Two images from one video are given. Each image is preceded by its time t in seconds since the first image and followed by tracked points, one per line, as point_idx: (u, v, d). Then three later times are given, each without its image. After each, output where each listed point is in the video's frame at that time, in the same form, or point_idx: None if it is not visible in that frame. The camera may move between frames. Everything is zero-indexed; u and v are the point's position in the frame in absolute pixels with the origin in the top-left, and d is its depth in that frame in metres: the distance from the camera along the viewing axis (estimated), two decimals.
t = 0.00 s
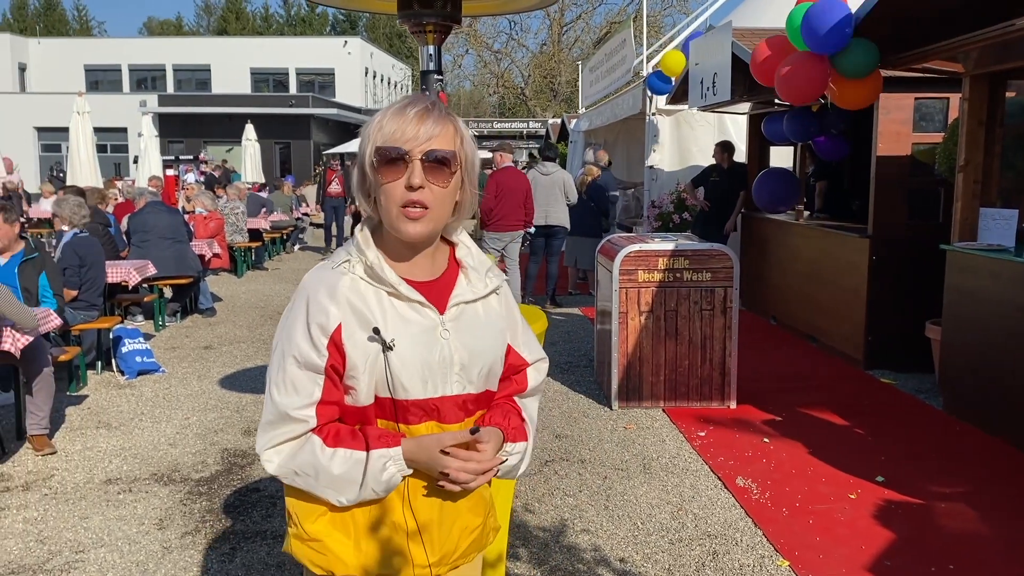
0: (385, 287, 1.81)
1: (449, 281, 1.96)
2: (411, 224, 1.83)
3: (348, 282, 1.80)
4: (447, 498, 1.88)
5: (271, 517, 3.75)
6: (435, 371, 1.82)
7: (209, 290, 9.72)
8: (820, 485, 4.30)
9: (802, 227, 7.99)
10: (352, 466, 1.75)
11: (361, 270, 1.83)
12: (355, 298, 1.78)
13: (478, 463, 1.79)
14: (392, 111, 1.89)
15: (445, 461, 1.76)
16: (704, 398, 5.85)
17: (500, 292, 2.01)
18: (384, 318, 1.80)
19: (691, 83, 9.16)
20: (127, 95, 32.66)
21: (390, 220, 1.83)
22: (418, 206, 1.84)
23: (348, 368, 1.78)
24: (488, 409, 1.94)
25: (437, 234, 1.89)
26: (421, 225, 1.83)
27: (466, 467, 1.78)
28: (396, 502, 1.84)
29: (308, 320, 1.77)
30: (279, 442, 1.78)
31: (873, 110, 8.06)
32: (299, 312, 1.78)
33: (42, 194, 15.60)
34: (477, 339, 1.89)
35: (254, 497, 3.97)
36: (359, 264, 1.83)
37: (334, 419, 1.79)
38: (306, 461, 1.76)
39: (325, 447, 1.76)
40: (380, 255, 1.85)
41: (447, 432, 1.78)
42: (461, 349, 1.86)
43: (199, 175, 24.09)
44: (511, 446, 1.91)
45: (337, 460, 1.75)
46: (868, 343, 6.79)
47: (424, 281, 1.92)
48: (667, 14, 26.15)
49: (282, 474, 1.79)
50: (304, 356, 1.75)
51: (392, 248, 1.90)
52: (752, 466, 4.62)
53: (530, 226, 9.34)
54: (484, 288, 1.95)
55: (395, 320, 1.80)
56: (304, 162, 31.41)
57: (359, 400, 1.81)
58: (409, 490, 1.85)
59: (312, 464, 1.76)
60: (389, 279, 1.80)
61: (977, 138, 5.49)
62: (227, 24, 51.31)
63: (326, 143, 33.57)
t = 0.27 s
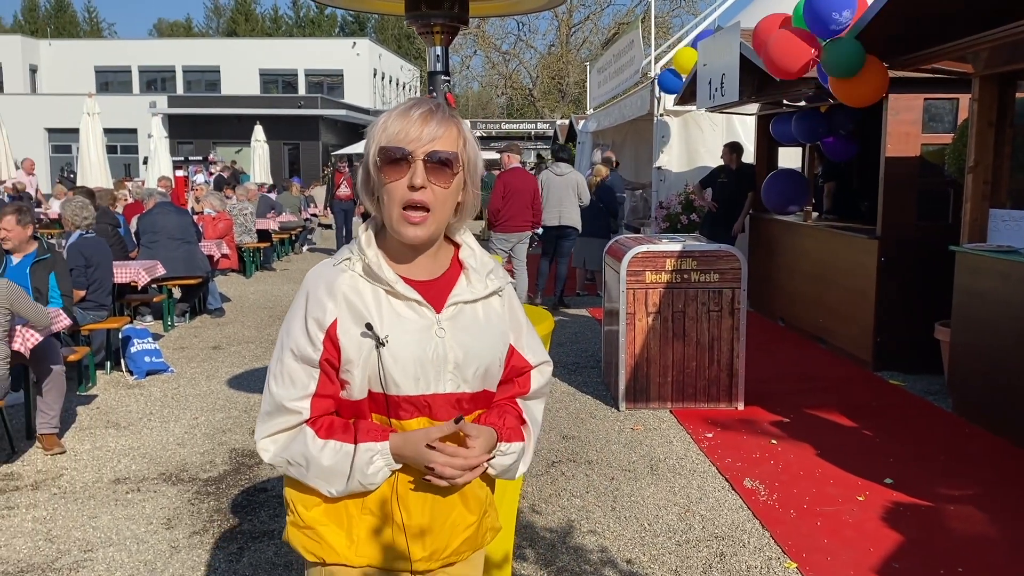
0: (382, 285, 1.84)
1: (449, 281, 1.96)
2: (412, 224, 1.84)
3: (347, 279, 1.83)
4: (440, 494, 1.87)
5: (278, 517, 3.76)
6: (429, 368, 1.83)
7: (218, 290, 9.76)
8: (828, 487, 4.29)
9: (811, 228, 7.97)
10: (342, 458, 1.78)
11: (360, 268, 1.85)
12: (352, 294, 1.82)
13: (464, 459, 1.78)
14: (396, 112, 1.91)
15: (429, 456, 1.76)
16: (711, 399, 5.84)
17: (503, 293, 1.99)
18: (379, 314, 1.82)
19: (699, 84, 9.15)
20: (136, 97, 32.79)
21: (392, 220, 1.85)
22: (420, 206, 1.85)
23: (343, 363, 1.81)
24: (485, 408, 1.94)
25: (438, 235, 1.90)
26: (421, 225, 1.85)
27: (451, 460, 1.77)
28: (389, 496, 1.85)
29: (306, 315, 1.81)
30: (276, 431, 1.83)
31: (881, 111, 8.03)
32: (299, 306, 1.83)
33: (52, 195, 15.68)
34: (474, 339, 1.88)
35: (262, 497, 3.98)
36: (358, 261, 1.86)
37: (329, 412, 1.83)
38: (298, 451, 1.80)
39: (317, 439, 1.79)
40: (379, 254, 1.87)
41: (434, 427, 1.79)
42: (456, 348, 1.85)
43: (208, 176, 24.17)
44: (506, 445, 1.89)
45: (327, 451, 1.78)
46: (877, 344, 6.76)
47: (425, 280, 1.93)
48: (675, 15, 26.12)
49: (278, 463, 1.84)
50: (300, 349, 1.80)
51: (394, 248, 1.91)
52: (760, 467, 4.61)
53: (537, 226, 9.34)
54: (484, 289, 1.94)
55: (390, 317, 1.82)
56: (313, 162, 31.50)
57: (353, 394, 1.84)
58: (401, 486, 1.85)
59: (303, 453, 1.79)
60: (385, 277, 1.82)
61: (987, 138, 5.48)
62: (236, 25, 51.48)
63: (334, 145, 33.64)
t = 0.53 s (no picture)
0: (385, 284, 1.83)
1: (452, 280, 1.95)
2: (417, 224, 1.84)
3: (350, 277, 1.84)
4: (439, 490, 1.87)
5: (283, 517, 3.76)
6: (429, 367, 1.83)
7: (223, 290, 9.77)
8: (833, 488, 4.28)
9: (816, 229, 7.95)
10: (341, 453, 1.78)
11: (363, 267, 1.86)
12: (354, 292, 1.82)
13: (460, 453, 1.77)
14: (399, 113, 1.91)
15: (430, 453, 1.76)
16: (716, 401, 5.83)
17: (508, 294, 1.98)
18: (380, 312, 1.82)
19: (704, 84, 9.14)
20: (142, 97, 32.87)
21: (396, 220, 1.85)
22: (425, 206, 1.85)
23: (344, 360, 1.81)
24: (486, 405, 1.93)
25: (443, 234, 1.90)
26: (426, 225, 1.84)
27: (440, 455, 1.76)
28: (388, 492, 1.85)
29: (309, 313, 1.82)
30: (276, 426, 1.83)
31: (887, 112, 8.02)
32: (302, 303, 1.84)
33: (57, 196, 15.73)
34: (475, 338, 1.88)
35: (266, 497, 3.98)
36: (361, 260, 1.87)
37: (330, 409, 1.83)
38: (297, 445, 1.81)
39: (315, 434, 1.79)
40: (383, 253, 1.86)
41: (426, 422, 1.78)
42: (458, 347, 1.85)
43: (213, 176, 24.22)
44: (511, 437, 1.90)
45: (325, 445, 1.78)
46: (882, 346, 6.74)
47: (426, 279, 1.93)
48: (680, 16, 26.12)
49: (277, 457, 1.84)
50: (303, 346, 1.80)
51: (399, 247, 1.91)
52: (765, 469, 4.60)
53: (542, 227, 9.33)
54: (487, 290, 1.93)
55: (390, 316, 1.82)
56: (317, 163, 31.54)
57: (354, 391, 1.84)
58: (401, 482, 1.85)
59: (302, 447, 1.80)
60: (387, 276, 1.82)
61: (992, 139, 5.46)
62: (241, 26, 51.59)
63: (338, 145, 33.69)
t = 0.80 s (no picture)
0: (386, 286, 1.84)
1: (454, 281, 1.96)
2: (420, 227, 1.85)
3: (351, 282, 1.85)
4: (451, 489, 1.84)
5: (285, 517, 3.76)
6: (435, 366, 1.81)
7: (223, 291, 9.77)
8: (835, 489, 4.27)
9: (817, 229, 7.95)
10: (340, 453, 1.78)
11: (364, 271, 1.87)
12: (356, 296, 1.83)
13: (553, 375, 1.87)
14: (396, 116, 1.90)
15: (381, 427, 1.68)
16: (718, 401, 5.83)
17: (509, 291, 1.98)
18: (381, 313, 1.83)
19: (705, 85, 9.14)
20: (142, 97, 32.88)
21: (398, 224, 1.85)
22: (426, 209, 1.86)
23: (347, 363, 1.82)
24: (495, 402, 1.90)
25: (445, 235, 1.91)
26: (429, 228, 1.85)
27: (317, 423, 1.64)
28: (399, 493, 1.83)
29: (310, 319, 1.84)
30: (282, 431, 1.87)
31: (888, 112, 8.02)
32: (304, 312, 1.87)
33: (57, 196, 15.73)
34: (479, 335, 1.87)
35: (268, 498, 3.98)
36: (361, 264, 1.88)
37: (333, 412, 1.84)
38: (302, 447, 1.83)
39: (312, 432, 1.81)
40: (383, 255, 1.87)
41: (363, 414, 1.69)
42: (462, 344, 1.84)
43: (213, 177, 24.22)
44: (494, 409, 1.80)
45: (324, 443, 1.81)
46: (883, 346, 6.74)
47: (427, 280, 1.94)
48: (680, 16, 26.14)
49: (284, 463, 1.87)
50: (305, 353, 1.82)
51: (400, 248, 1.92)
52: (767, 469, 4.61)
53: (543, 227, 9.33)
54: (488, 287, 1.93)
55: (393, 317, 1.83)
56: (318, 163, 31.54)
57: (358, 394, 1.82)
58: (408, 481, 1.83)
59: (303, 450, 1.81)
60: (388, 277, 1.83)
61: (994, 139, 5.45)
62: (241, 26, 51.60)
63: (339, 146, 33.70)
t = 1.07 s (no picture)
0: (383, 293, 1.85)
1: (450, 285, 1.98)
2: (426, 231, 1.84)
3: (347, 292, 1.86)
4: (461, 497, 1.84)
5: (286, 518, 3.75)
6: (438, 372, 1.83)
7: (221, 291, 9.76)
8: (835, 490, 4.28)
9: (815, 230, 7.97)
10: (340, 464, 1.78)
11: (359, 280, 1.87)
12: (353, 306, 1.84)
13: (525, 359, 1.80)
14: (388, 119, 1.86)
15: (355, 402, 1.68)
16: (717, 402, 5.83)
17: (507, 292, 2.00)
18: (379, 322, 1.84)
19: (704, 86, 9.15)
20: (139, 98, 32.82)
21: (403, 229, 1.84)
22: (431, 212, 1.85)
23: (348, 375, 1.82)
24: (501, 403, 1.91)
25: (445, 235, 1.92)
26: (435, 230, 1.85)
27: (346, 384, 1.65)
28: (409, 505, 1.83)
29: (307, 334, 1.84)
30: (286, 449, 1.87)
31: (886, 114, 8.03)
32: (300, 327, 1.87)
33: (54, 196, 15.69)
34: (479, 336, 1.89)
35: (268, 499, 3.97)
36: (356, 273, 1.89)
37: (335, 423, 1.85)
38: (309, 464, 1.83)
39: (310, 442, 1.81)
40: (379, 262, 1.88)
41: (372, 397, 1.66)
42: (463, 348, 1.86)
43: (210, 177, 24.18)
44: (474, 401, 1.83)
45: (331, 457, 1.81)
46: (882, 347, 6.75)
47: (423, 285, 1.95)
48: (677, 17, 26.17)
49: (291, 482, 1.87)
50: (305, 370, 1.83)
51: (397, 252, 1.93)
52: (767, 470, 4.61)
53: (542, 228, 9.33)
54: (487, 287, 1.95)
55: (391, 325, 1.84)
56: (315, 163, 31.52)
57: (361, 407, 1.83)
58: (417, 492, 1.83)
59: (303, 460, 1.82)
60: (384, 285, 1.84)
61: (993, 140, 5.46)
62: (238, 27, 51.54)
63: (336, 146, 33.67)
